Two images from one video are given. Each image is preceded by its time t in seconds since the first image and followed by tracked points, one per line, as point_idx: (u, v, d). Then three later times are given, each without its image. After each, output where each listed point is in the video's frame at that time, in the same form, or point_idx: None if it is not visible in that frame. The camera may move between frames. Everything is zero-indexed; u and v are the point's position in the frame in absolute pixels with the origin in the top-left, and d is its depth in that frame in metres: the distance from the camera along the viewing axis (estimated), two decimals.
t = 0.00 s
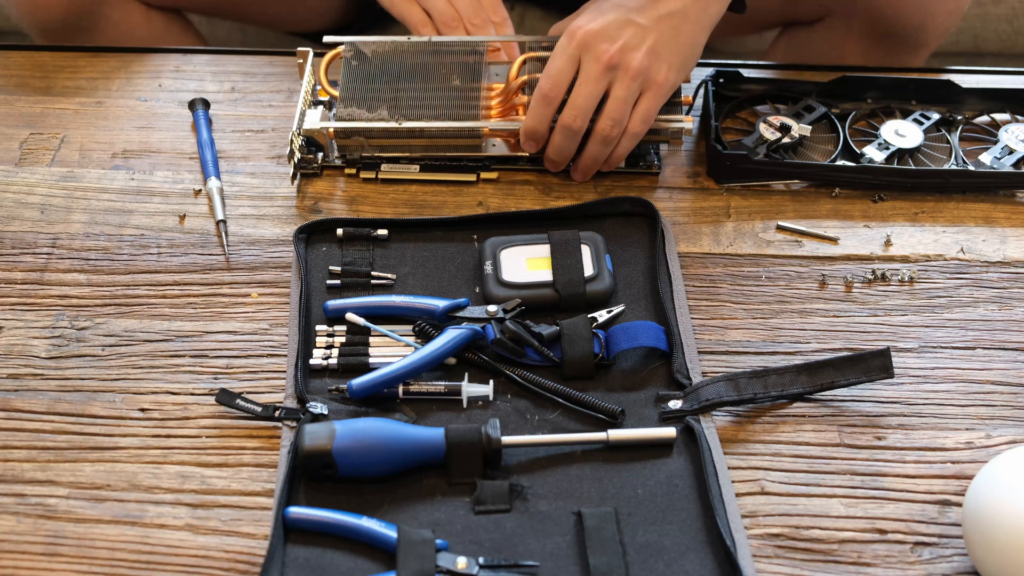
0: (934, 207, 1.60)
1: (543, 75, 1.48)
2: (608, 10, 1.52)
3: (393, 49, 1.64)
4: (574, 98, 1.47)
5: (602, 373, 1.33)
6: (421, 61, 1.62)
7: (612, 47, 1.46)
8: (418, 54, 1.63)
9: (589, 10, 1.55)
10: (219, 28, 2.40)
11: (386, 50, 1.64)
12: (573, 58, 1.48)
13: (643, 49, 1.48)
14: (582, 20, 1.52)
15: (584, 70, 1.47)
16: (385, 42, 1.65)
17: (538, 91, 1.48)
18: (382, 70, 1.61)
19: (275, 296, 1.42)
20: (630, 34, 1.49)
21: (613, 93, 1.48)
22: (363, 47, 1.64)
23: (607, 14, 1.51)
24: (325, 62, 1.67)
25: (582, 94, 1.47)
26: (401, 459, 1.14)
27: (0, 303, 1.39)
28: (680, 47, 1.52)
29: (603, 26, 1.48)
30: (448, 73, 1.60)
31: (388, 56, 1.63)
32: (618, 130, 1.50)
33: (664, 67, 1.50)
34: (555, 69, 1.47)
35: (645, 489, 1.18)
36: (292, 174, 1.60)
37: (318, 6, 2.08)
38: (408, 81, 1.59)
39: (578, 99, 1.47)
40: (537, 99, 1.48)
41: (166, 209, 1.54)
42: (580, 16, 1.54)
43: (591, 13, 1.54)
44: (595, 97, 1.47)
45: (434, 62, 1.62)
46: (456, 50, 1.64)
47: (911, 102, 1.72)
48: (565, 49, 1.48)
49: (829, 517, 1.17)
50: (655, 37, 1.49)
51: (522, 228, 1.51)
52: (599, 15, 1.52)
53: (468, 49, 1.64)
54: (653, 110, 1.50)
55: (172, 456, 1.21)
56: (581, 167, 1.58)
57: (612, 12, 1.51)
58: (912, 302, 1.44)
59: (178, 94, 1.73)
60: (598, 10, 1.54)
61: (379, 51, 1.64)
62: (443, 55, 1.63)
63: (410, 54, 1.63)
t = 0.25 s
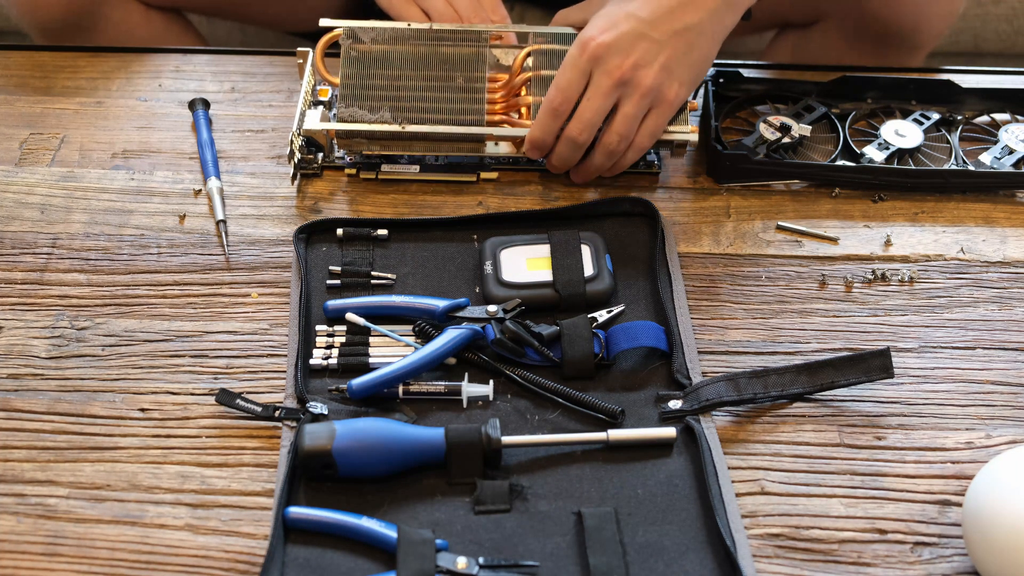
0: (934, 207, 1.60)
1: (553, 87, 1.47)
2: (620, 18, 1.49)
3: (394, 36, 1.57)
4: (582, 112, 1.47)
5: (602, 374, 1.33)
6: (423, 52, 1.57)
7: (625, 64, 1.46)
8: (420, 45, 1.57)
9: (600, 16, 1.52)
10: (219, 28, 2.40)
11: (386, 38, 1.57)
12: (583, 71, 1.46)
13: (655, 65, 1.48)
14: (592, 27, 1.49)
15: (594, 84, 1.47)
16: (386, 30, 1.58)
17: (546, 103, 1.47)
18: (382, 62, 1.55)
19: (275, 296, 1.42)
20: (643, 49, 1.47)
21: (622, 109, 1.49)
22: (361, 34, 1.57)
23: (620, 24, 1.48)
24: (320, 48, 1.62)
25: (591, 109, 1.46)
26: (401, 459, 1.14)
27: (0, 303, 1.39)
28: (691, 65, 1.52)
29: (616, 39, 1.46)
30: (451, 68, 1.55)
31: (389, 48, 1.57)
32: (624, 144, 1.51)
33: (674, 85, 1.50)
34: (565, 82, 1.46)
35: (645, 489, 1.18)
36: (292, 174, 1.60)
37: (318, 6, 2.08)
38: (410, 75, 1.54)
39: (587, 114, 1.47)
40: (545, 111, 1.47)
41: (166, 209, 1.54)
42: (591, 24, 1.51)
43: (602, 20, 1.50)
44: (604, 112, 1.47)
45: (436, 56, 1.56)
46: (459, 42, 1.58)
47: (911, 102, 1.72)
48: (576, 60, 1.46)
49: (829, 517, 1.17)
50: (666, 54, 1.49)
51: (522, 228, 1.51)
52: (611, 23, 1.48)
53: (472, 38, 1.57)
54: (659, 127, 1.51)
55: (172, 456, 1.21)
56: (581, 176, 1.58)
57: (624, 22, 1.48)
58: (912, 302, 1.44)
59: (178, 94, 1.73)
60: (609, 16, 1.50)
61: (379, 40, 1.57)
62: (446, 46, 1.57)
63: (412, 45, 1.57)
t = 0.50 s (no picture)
0: (934, 207, 1.60)
1: (562, 109, 1.42)
2: (635, 39, 1.42)
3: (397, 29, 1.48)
4: (590, 136, 1.44)
5: (602, 374, 1.33)
6: (425, 50, 1.49)
7: (638, 91, 1.42)
8: (421, 43, 1.49)
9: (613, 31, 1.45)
10: (220, 28, 2.40)
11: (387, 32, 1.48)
12: (595, 97, 1.41)
13: (668, 93, 1.45)
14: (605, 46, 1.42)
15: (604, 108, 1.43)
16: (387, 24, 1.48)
17: (554, 124, 1.43)
18: (383, 66, 1.48)
19: (275, 296, 1.42)
20: (658, 77, 1.43)
21: (630, 134, 1.47)
22: (362, 33, 1.47)
23: (636, 46, 1.42)
24: (319, 36, 1.50)
25: (600, 133, 1.44)
26: (401, 459, 1.14)
27: (0, 303, 1.39)
28: (703, 90, 1.49)
29: (631, 64, 1.41)
30: (455, 71, 1.49)
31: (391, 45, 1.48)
32: (628, 165, 1.51)
33: (685, 111, 1.49)
34: (575, 107, 1.41)
35: (645, 489, 1.18)
36: (292, 174, 1.60)
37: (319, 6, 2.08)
38: (412, 78, 1.48)
39: (595, 138, 1.44)
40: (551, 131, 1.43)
41: (166, 209, 1.54)
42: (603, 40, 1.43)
43: (615, 37, 1.43)
44: (612, 138, 1.45)
45: (440, 57, 1.49)
46: (462, 40, 1.49)
47: (911, 102, 1.72)
48: (589, 84, 1.40)
49: (829, 517, 1.17)
50: (681, 81, 1.46)
51: (522, 229, 1.51)
52: (625, 44, 1.42)
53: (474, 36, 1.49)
54: (665, 151, 1.51)
55: (172, 456, 1.21)
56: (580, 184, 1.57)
57: (641, 44, 1.42)
58: (911, 302, 1.44)
59: (178, 94, 1.73)
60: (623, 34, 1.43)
61: (379, 40, 1.48)
62: (450, 46, 1.49)
63: (414, 44, 1.49)
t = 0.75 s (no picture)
0: (934, 207, 1.60)
1: (543, 106, 1.37)
2: (629, 42, 1.35)
3: None
4: (566, 132, 1.43)
5: (602, 374, 1.33)
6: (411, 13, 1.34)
7: (623, 97, 1.39)
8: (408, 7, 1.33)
9: (609, 26, 1.35)
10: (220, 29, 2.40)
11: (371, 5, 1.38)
12: (579, 101, 1.37)
13: (654, 101, 1.42)
14: (599, 45, 1.34)
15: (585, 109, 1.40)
16: None
17: (532, 117, 1.38)
18: (367, 31, 1.33)
19: (275, 295, 1.42)
20: (646, 85, 1.40)
21: (608, 132, 1.46)
22: None
23: (629, 50, 1.36)
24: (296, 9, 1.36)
25: (577, 131, 1.43)
26: (400, 459, 1.14)
27: (0, 303, 1.39)
28: (691, 96, 1.46)
29: (623, 71, 1.36)
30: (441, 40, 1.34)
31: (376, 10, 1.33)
32: (603, 159, 1.51)
33: (669, 118, 1.47)
34: (557, 106, 1.37)
35: (645, 489, 1.18)
36: (292, 174, 1.60)
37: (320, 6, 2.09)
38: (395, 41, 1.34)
39: (571, 135, 1.44)
40: (527, 124, 1.39)
41: (166, 209, 1.54)
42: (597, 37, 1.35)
43: (610, 35, 1.35)
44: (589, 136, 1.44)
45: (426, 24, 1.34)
46: (451, 5, 1.33)
47: (911, 102, 1.72)
48: (575, 87, 1.35)
49: (829, 517, 1.17)
50: (669, 89, 1.42)
51: (521, 229, 1.50)
52: (619, 47, 1.35)
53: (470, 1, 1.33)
54: (643, 151, 1.52)
55: (172, 456, 1.21)
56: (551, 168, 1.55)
57: (634, 49, 1.36)
58: (912, 302, 1.44)
59: (178, 94, 1.73)
60: (619, 33, 1.35)
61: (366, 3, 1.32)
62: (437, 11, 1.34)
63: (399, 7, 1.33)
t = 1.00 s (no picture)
0: (934, 207, 1.60)
1: (545, 107, 1.36)
2: (634, 48, 1.35)
3: None
4: (566, 136, 1.43)
5: (602, 374, 1.33)
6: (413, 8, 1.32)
7: (625, 104, 1.39)
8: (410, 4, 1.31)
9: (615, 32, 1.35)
10: (221, 29, 2.40)
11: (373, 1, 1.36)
12: (582, 105, 1.37)
13: (655, 107, 1.43)
14: (604, 50, 1.34)
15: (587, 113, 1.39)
16: None
17: (533, 118, 1.37)
18: (368, 26, 1.31)
19: (275, 295, 1.42)
20: (649, 93, 1.40)
21: (608, 137, 1.46)
22: None
23: (634, 57, 1.36)
24: None
25: (577, 134, 1.42)
26: (400, 459, 1.14)
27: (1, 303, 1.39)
28: (691, 105, 1.47)
29: (627, 78, 1.36)
30: (442, 36, 1.33)
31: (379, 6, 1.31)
32: (600, 162, 1.51)
33: (669, 126, 1.48)
34: (559, 109, 1.35)
35: (645, 489, 1.18)
36: (292, 174, 1.60)
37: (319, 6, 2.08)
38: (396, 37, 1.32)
39: (571, 138, 1.43)
40: (528, 125, 1.38)
41: (166, 209, 1.54)
42: (603, 42, 1.34)
43: (617, 41, 1.34)
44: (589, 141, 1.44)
45: (428, 21, 1.32)
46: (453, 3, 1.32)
47: (911, 102, 1.72)
48: (580, 91, 1.34)
49: (829, 517, 1.17)
50: (670, 97, 1.43)
51: (521, 228, 1.50)
52: (625, 53, 1.35)
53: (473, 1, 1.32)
54: (642, 156, 1.53)
55: (172, 456, 1.21)
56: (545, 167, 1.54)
57: (640, 56, 1.36)
58: (912, 302, 1.44)
59: (178, 94, 1.73)
60: (625, 40, 1.35)
61: None
62: (439, 7, 1.32)
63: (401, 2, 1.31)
